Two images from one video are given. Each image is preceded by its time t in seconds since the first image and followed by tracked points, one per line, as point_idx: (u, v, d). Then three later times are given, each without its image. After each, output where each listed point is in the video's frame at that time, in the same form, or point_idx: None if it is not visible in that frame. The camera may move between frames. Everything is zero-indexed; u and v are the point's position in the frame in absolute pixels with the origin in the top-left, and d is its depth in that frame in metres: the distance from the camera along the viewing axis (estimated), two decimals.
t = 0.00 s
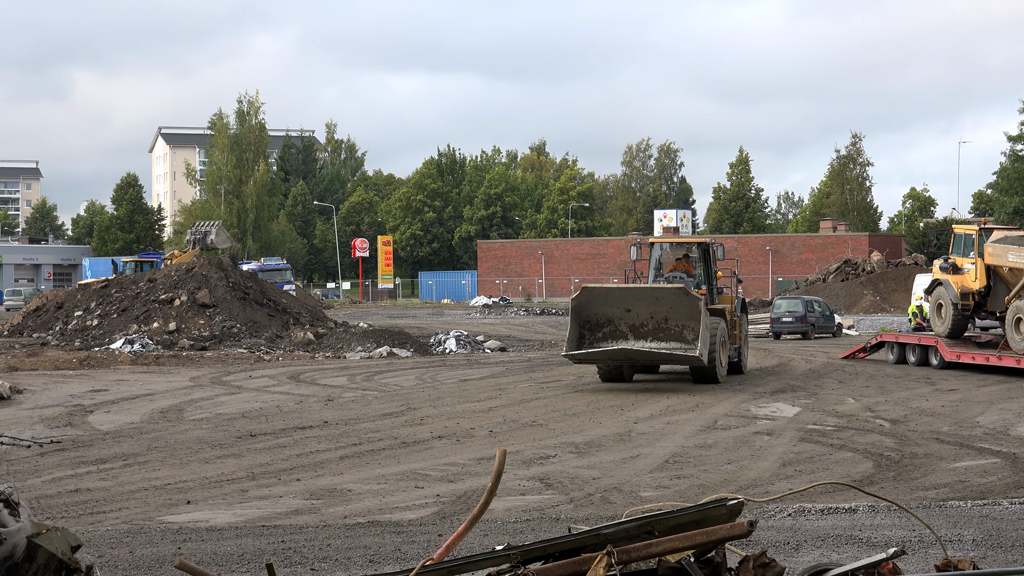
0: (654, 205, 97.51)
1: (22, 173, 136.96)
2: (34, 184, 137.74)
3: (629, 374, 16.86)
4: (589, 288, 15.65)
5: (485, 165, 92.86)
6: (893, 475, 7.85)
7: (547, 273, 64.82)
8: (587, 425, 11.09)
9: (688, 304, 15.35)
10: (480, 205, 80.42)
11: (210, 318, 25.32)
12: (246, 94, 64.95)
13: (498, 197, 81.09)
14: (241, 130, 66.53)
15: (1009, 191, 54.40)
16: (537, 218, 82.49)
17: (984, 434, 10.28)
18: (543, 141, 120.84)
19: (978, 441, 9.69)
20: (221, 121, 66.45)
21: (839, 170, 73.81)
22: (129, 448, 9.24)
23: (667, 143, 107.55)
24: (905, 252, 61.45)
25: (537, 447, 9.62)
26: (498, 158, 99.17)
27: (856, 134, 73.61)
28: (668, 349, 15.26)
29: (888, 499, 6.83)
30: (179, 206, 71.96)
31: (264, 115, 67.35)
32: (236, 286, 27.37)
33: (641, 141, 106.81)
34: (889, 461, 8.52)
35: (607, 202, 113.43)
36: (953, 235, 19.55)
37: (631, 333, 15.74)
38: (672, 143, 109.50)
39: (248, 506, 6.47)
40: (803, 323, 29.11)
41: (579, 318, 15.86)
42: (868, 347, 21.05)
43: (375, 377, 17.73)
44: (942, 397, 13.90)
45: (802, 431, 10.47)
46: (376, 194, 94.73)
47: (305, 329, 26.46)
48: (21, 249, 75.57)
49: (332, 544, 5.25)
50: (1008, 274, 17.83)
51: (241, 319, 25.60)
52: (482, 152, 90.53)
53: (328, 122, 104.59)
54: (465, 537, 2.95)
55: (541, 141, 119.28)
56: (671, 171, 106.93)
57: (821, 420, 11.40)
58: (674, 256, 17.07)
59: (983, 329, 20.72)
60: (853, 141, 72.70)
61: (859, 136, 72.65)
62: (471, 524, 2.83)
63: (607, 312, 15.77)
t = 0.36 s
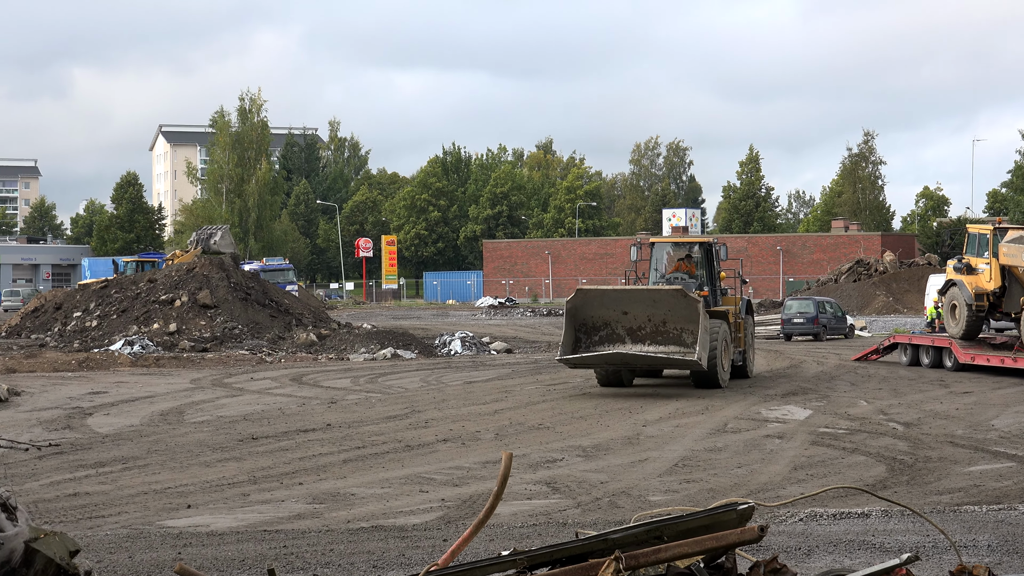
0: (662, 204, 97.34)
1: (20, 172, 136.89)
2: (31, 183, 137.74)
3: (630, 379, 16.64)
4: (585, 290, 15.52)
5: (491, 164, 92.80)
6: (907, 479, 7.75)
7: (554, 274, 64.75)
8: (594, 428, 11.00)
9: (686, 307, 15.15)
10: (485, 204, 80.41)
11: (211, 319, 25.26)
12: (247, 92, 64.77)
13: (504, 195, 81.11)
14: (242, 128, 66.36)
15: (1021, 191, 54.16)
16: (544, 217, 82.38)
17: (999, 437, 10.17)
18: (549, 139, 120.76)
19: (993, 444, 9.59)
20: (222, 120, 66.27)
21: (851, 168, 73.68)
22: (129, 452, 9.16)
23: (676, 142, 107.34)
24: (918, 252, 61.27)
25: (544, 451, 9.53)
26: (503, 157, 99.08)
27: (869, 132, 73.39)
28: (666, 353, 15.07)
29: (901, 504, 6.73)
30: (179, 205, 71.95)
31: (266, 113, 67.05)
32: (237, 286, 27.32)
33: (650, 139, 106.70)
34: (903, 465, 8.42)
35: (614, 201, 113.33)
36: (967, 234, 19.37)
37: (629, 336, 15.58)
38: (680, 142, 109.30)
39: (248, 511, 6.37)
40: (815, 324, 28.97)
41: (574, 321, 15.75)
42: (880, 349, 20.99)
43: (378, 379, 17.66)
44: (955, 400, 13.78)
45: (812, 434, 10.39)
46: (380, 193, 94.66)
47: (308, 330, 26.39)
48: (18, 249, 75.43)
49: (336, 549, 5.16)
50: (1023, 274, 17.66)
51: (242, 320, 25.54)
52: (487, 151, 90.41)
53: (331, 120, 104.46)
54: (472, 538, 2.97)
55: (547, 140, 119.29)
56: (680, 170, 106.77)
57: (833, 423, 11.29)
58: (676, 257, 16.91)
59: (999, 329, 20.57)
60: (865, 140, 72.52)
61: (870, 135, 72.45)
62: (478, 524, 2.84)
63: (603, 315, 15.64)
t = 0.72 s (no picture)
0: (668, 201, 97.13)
1: (15, 168, 136.51)
2: (25, 179, 137.47)
3: (624, 383, 16.27)
4: (577, 290, 15.12)
5: (494, 159, 92.52)
6: (917, 482, 7.66)
7: (558, 273, 64.59)
8: (599, 430, 10.92)
9: (681, 307, 14.81)
10: (488, 202, 80.26)
11: (208, 318, 25.17)
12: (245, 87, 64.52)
13: (507, 193, 80.97)
14: (240, 124, 66.20)
15: None
16: (548, 215, 82.16)
17: (1011, 440, 10.08)
18: (553, 135, 120.53)
19: (1005, 447, 9.50)
20: (220, 114, 66.01)
21: (861, 166, 73.50)
22: (125, 454, 9.08)
23: (684, 138, 107.05)
24: (929, 250, 61.09)
25: (548, 453, 9.45)
26: (507, 153, 98.79)
27: (879, 129, 73.12)
28: (660, 356, 14.72)
29: (911, 508, 6.64)
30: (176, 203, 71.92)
31: (264, 108, 66.81)
32: (235, 285, 27.22)
33: (657, 136, 106.50)
34: (913, 468, 8.33)
35: (620, 198, 113.13)
36: (980, 232, 19.07)
37: (622, 337, 15.23)
38: (687, 138, 109.01)
39: (247, 514, 6.29)
40: (824, 325, 28.84)
41: (565, 321, 15.37)
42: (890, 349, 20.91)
43: (378, 380, 17.58)
44: (965, 402, 13.68)
45: (821, 437, 10.28)
46: (380, 190, 94.55)
47: (307, 330, 26.30)
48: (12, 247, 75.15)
49: (335, 553, 5.08)
50: None
51: (240, 320, 25.45)
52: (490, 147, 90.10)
53: (331, 116, 104.18)
54: (473, 545, 2.96)
55: (552, 136, 119.12)
56: (687, 167, 106.52)
57: (842, 425, 11.20)
58: (674, 256, 16.81)
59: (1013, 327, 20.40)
60: (876, 137, 72.29)
61: (881, 131, 72.20)
62: (479, 532, 2.82)
63: (595, 316, 15.25)
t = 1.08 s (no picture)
0: (670, 201, 97.23)
1: (15, 168, 136.36)
2: (26, 179, 137.44)
3: (614, 385, 15.97)
4: (563, 291, 14.82)
5: (495, 159, 92.58)
6: (917, 482, 7.66)
7: (559, 273, 64.62)
8: (600, 430, 10.91)
9: (669, 309, 14.52)
10: (489, 201, 80.34)
11: (209, 317, 25.18)
12: (247, 86, 64.56)
13: (508, 193, 81.01)
14: (242, 123, 66.33)
15: None
16: (549, 214, 82.09)
17: (1012, 440, 10.09)
18: (553, 134, 120.68)
19: (1005, 447, 9.51)
20: (221, 114, 66.13)
21: (862, 166, 73.51)
22: (127, 453, 9.09)
23: (684, 138, 107.16)
24: (930, 250, 61.14)
25: (549, 452, 9.46)
26: (508, 153, 98.86)
27: (880, 129, 73.10)
28: (649, 359, 14.41)
29: (913, 508, 6.64)
30: (177, 202, 72.01)
31: (265, 108, 67.00)
32: (236, 284, 27.23)
33: (658, 136, 106.58)
34: (914, 469, 8.34)
35: (621, 197, 113.26)
36: (981, 233, 19.08)
37: (609, 339, 14.95)
38: (688, 138, 109.11)
39: (248, 514, 6.29)
40: (825, 325, 28.83)
41: (552, 323, 15.07)
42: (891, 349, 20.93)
43: (379, 380, 17.60)
44: (967, 402, 13.69)
45: (822, 437, 10.28)
46: (382, 190, 94.63)
47: (308, 330, 26.27)
48: (13, 246, 75.05)
49: (337, 553, 5.07)
50: None
51: (241, 319, 25.44)
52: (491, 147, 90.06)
53: (332, 115, 104.24)
54: (475, 542, 2.98)
55: (554, 136, 119.34)
56: (687, 167, 106.64)
57: (843, 425, 11.23)
58: (667, 256, 16.72)
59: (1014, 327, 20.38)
60: (877, 136, 72.27)
61: (882, 131, 72.21)
62: (480, 531, 2.85)
63: (582, 318, 14.95)
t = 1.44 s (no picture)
0: (672, 201, 97.26)
1: (18, 167, 136.04)
2: (28, 179, 137.25)
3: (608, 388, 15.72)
4: (549, 291, 14.61)
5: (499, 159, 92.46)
6: (921, 481, 7.65)
7: (561, 272, 64.64)
8: (603, 429, 10.91)
9: (657, 309, 14.26)
10: (492, 201, 80.35)
11: (213, 316, 25.16)
12: (250, 86, 64.64)
13: (511, 192, 81.03)
14: (245, 123, 66.36)
15: None
16: (552, 214, 82.10)
17: (1016, 439, 10.08)
18: (557, 134, 120.83)
19: (1009, 446, 9.50)
20: (225, 114, 66.21)
21: (865, 165, 73.48)
22: (130, 452, 9.10)
23: (687, 137, 107.20)
24: (933, 249, 61.19)
25: (552, 451, 9.47)
26: (510, 152, 98.89)
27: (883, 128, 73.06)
28: (637, 360, 14.17)
29: (917, 507, 6.63)
30: (180, 202, 72.06)
31: (268, 107, 67.18)
32: (239, 284, 27.22)
33: (661, 135, 106.62)
34: (917, 467, 8.34)
35: (624, 197, 113.35)
36: (985, 231, 19.05)
37: (598, 340, 14.73)
38: (691, 138, 109.15)
39: (252, 513, 6.30)
40: (828, 324, 28.87)
41: (540, 323, 14.88)
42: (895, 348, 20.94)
43: (382, 379, 17.60)
44: (971, 401, 13.67)
45: (825, 436, 10.28)
46: (385, 189, 94.69)
47: (311, 329, 26.24)
48: (16, 246, 75.04)
49: (340, 552, 5.07)
50: None
51: (244, 319, 25.43)
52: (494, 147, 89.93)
53: (336, 114, 104.30)
54: (477, 540, 3.01)
55: (556, 136, 119.59)
56: (690, 166, 106.66)
57: (845, 424, 11.21)
58: (660, 256, 16.38)
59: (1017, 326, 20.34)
60: (879, 135, 72.20)
61: (885, 130, 72.16)
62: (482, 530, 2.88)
63: (569, 319, 14.77)
